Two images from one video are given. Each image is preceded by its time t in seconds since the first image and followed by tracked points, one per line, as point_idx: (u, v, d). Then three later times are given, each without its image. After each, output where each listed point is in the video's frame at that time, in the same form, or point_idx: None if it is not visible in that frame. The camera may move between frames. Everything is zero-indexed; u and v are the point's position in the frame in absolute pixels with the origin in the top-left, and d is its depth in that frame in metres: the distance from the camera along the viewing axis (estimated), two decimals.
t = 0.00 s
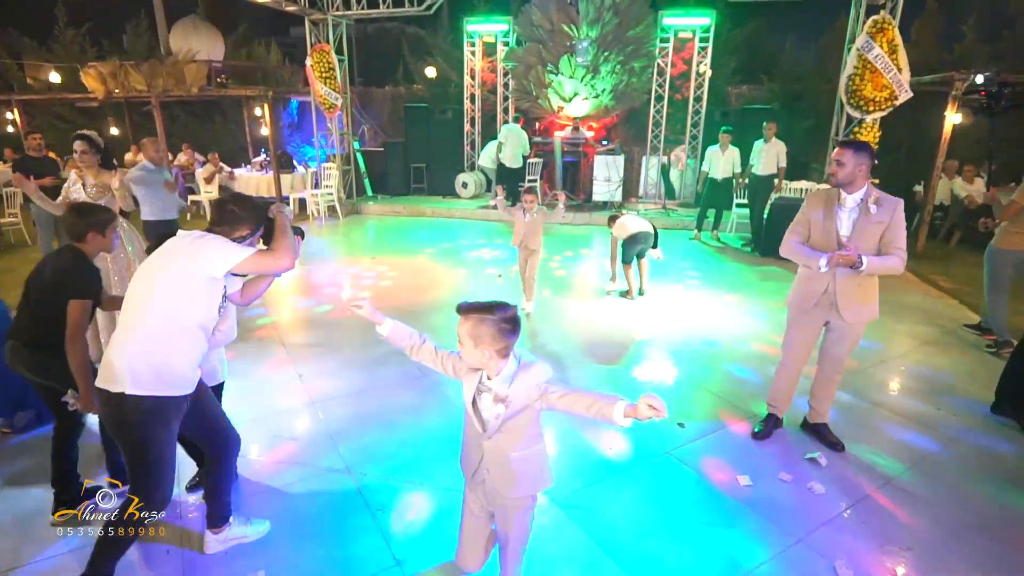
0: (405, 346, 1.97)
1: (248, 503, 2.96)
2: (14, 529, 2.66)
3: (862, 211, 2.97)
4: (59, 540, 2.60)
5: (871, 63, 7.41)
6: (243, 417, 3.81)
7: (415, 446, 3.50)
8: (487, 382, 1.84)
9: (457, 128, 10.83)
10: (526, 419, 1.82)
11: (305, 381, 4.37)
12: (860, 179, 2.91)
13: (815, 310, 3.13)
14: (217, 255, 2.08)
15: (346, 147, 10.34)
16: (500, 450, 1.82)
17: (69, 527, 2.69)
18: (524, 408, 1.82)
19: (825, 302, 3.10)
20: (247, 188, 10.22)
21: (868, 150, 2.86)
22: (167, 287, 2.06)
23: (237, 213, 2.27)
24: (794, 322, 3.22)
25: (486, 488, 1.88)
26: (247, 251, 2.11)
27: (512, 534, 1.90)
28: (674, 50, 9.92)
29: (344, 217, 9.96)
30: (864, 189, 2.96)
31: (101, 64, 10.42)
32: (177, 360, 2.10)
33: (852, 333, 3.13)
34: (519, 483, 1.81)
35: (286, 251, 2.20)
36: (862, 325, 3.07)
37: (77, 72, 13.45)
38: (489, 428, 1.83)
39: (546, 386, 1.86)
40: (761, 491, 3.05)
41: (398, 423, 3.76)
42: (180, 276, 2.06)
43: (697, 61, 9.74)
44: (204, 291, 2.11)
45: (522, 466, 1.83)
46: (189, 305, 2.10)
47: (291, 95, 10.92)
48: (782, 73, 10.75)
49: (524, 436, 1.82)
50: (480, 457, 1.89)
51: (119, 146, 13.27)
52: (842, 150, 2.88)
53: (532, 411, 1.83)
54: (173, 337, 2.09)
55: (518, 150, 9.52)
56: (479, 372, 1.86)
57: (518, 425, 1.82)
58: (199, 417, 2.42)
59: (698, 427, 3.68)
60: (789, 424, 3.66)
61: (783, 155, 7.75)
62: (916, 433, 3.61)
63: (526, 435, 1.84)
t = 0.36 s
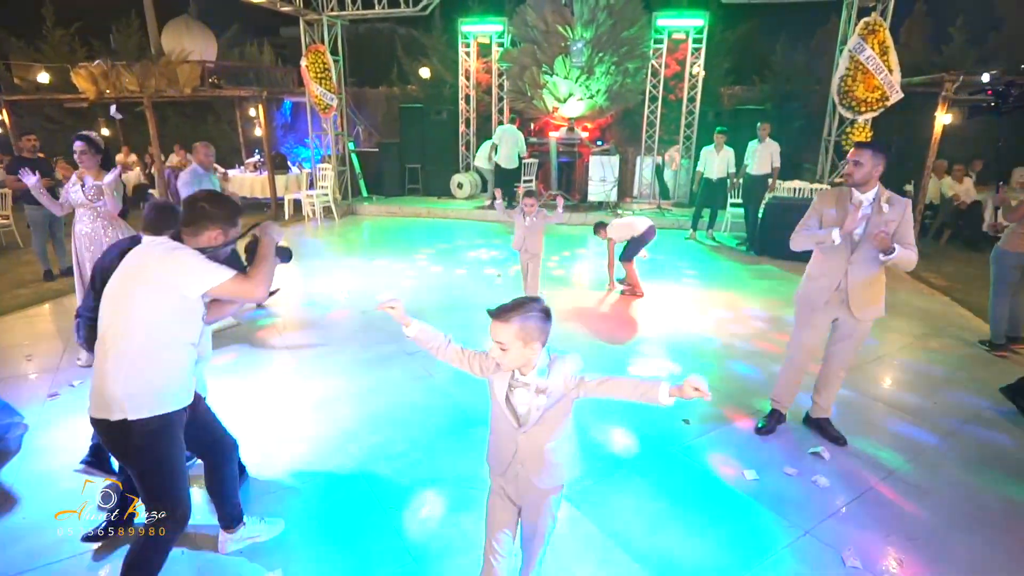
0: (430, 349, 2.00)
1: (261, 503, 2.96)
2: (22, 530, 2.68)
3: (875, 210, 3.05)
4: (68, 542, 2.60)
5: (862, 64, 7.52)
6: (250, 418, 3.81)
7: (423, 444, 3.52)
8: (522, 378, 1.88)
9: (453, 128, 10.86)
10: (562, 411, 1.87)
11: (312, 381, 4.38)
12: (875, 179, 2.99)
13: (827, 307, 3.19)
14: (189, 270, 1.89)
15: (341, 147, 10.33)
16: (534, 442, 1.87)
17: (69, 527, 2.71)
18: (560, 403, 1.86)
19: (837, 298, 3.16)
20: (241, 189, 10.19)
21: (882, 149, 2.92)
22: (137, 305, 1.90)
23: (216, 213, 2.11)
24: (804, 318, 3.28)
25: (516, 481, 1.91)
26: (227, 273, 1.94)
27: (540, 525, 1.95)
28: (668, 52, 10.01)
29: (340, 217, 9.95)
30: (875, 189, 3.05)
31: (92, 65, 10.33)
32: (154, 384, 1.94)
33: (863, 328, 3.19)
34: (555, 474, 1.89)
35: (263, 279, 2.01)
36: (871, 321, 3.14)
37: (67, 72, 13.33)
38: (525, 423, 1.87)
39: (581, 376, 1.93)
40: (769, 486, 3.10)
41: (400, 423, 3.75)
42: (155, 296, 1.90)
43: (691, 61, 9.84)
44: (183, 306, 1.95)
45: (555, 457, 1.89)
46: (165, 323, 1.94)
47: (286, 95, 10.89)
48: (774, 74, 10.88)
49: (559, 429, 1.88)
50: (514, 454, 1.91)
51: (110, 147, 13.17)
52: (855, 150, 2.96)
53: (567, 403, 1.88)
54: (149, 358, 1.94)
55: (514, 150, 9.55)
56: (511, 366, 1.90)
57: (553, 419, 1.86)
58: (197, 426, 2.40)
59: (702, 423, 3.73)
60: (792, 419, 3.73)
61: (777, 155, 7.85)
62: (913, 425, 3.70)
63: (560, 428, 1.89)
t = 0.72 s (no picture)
0: (453, 351, 2.02)
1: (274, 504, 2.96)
2: (24, 531, 2.68)
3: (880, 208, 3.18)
4: (70, 542, 2.61)
5: (853, 65, 7.63)
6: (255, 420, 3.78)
7: (433, 442, 3.53)
8: (550, 379, 1.92)
9: (446, 128, 10.86)
10: (591, 410, 1.91)
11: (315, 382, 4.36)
12: (880, 178, 3.13)
13: (833, 303, 3.30)
14: (94, 315, 1.59)
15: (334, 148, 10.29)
16: (560, 441, 1.89)
17: (70, 527, 2.71)
18: (587, 401, 1.90)
19: (845, 295, 3.26)
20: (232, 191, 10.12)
21: (886, 149, 3.04)
22: (44, 345, 1.64)
23: (135, 208, 1.74)
24: (810, 314, 3.37)
25: (541, 480, 1.92)
26: (143, 330, 1.64)
27: (564, 524, 1.98)
28: (660, 52, 10.08)
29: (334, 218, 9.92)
30: (880, 188, 3.19)
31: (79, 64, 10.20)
32: (63, 440, 1.71)
33: (867, 323, 3.28)
34: (582, 473, 1.92)
35: (184, 348, 1.72)
36: (875, 316, 3.25)
37: (52, 71, 13.15)
38: (553, 424, 1.90)
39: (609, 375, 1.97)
40: (775, 480, 3.15)
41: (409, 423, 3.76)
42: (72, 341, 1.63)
43: (683, 62, 9.92)
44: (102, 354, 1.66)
45: (581, 456, 1.92)
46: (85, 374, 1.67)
47: (278, 95, 10.83)
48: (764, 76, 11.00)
49: (585, 428, 1.91)
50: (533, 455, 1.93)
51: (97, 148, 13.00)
52: (860, 150, 3.08)
53: (595, 402, 1.92)
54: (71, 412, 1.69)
55: (508, 150, 9.57)
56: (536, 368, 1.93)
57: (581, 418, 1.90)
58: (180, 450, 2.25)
59: (706, 419, 3.78)
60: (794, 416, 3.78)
61: (770, 154, 7.94)
62: (911, 418, 3.78)
63: (588, 427, 1.92)
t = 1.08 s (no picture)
0: (466, 356, 2.00)
1: (281, 510, 2.91)
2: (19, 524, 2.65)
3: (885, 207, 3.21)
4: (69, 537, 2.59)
5: (843, 65, 7.70)
6: (253, 425, 3.68)
7: (440, 445, 3.49)
8: (558, 392, 1.85)
9: (438, 127, 10.79)
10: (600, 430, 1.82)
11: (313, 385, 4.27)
12: (885, 177, 3.16)
13: (839, 302, 3.32)
14: (40, 338, 1.36)
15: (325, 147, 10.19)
16: (570, 460, 1.82)
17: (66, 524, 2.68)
18: (594, 422, 1.80)
19: (851, 293, 3.29)
20: (220, 191, 9.98)
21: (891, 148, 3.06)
22: None
23: (64, 210, 1.45)
24: (815, 312, 3.40)
25: (550, 493, 1.89)
26: (89, 355, 1.38)
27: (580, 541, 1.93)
28: (652, 52, 10.12)
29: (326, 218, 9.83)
30: (885, 187, 3.22)
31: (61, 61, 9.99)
32: (42, 469, 1.52)
33: (872, 322, 3.31)
34: (594, 499, 1.84)
35: (134, 376, 1.44)
36: (878, 314, 3.28)
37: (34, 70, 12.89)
38: (557, 442, 1.83)
39: (622, 395, 1.86)
40: (782, 478, 3.16)
41: (413, 426, 3.71)
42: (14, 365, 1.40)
43: (675, 61, 9.96)
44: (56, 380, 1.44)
45: (594, 481, 1.83)
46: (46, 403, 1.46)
47: (267, 95, 10.70)
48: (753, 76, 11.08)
49: (600, 446, 1.83)
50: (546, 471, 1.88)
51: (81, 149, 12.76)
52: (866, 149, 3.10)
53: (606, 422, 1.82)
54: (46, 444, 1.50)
55: (501, 150, 9.48)
56: (547, 381, 1.87)
57: (588, 438, 1.82)
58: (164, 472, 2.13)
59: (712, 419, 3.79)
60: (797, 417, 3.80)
61: (763, 154, 8.01)
62: (914, 415, 3.81)
63: (598, 451, 1.84)
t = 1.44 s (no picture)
0: (491, 356, 1.97)
1: (288, 517, 2.86)
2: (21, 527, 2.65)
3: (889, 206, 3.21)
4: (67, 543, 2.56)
5: (835, 64, 7.75)
6: (253, 431, 3.61)
7: (448, 448, 3.46)
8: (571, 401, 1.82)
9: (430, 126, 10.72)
10: (610, 448, 1.77)
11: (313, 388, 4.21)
12: (889, 176, 3.16)
13: (844, 301, 3.33)
14: None
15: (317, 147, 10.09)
16: (581, 470, 1.79)
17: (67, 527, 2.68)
18: (607, 435, 1.75)
19: (855, 291, 3.30)
20: (210, 191, 9.84)
21: (896, 147, 3.06)
22: None
23: None
24: (821, 311, 3.40)
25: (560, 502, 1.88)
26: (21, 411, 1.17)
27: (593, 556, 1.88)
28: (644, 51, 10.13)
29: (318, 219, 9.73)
30: (889, 186, 3.22)
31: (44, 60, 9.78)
32: None
33: (877, 321, 3.33)
34: (605, 518, 1.79)
35: (72, 435, 1.24)
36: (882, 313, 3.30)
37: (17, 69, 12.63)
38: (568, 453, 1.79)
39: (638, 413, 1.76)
40: (792, 477, 3.16)
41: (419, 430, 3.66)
42: None
43: (667, 60, 9.99)
44: None
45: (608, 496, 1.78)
46: None
47: (256, 94, 10.57)
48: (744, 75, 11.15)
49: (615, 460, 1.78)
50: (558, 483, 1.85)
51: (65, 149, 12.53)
52: (871, 148, 3.09)
53: (617, 441, 1.77)
54: None
55: (494, 149, 9.48)
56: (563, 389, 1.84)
57: (599, 450, 1.77)
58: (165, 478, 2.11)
59: (718, 418, 3.80)
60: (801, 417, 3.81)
61: (756, 152, 8.04)
62: (917, 412, 3.83)
63: (610, 469, 1.79)
